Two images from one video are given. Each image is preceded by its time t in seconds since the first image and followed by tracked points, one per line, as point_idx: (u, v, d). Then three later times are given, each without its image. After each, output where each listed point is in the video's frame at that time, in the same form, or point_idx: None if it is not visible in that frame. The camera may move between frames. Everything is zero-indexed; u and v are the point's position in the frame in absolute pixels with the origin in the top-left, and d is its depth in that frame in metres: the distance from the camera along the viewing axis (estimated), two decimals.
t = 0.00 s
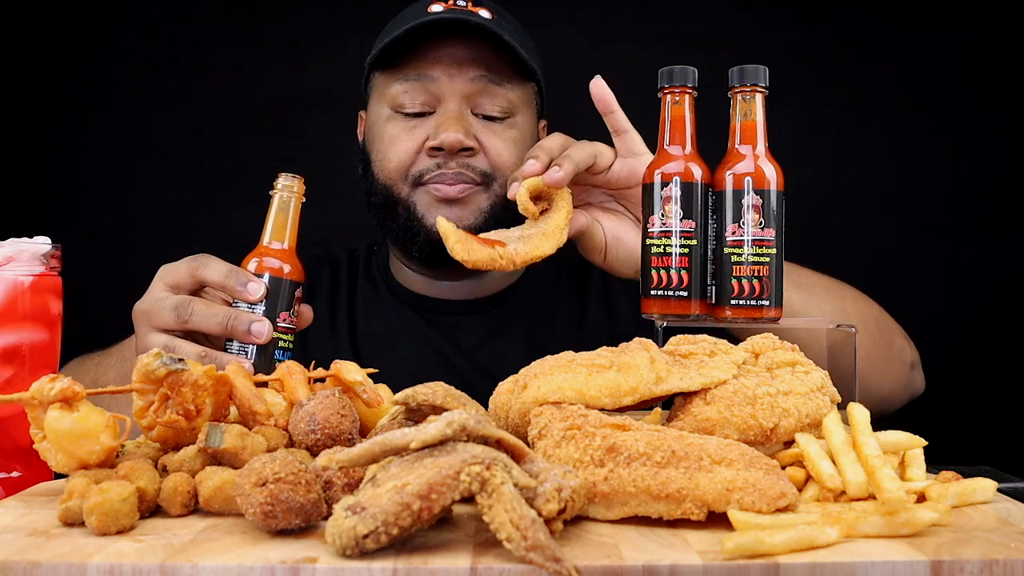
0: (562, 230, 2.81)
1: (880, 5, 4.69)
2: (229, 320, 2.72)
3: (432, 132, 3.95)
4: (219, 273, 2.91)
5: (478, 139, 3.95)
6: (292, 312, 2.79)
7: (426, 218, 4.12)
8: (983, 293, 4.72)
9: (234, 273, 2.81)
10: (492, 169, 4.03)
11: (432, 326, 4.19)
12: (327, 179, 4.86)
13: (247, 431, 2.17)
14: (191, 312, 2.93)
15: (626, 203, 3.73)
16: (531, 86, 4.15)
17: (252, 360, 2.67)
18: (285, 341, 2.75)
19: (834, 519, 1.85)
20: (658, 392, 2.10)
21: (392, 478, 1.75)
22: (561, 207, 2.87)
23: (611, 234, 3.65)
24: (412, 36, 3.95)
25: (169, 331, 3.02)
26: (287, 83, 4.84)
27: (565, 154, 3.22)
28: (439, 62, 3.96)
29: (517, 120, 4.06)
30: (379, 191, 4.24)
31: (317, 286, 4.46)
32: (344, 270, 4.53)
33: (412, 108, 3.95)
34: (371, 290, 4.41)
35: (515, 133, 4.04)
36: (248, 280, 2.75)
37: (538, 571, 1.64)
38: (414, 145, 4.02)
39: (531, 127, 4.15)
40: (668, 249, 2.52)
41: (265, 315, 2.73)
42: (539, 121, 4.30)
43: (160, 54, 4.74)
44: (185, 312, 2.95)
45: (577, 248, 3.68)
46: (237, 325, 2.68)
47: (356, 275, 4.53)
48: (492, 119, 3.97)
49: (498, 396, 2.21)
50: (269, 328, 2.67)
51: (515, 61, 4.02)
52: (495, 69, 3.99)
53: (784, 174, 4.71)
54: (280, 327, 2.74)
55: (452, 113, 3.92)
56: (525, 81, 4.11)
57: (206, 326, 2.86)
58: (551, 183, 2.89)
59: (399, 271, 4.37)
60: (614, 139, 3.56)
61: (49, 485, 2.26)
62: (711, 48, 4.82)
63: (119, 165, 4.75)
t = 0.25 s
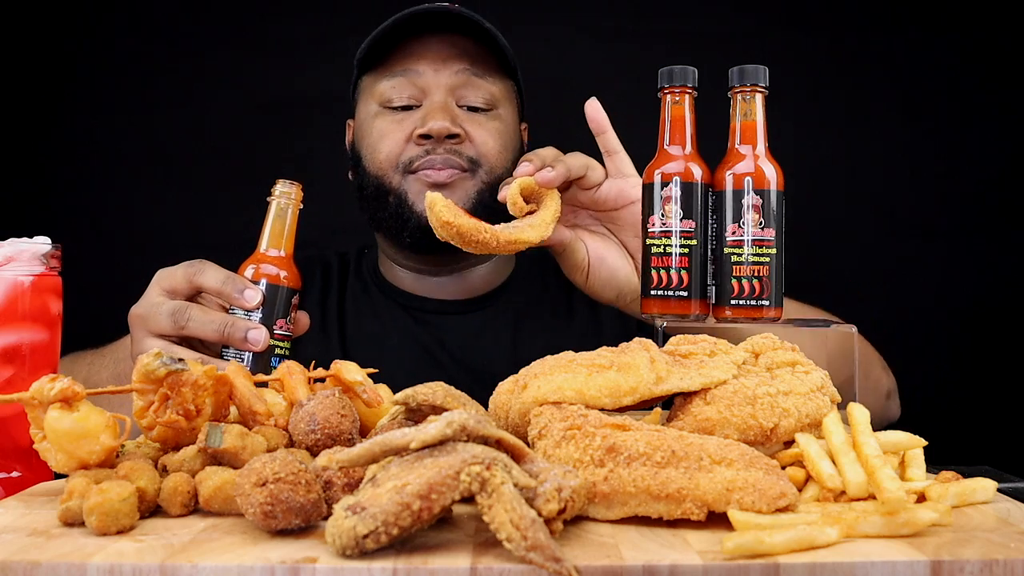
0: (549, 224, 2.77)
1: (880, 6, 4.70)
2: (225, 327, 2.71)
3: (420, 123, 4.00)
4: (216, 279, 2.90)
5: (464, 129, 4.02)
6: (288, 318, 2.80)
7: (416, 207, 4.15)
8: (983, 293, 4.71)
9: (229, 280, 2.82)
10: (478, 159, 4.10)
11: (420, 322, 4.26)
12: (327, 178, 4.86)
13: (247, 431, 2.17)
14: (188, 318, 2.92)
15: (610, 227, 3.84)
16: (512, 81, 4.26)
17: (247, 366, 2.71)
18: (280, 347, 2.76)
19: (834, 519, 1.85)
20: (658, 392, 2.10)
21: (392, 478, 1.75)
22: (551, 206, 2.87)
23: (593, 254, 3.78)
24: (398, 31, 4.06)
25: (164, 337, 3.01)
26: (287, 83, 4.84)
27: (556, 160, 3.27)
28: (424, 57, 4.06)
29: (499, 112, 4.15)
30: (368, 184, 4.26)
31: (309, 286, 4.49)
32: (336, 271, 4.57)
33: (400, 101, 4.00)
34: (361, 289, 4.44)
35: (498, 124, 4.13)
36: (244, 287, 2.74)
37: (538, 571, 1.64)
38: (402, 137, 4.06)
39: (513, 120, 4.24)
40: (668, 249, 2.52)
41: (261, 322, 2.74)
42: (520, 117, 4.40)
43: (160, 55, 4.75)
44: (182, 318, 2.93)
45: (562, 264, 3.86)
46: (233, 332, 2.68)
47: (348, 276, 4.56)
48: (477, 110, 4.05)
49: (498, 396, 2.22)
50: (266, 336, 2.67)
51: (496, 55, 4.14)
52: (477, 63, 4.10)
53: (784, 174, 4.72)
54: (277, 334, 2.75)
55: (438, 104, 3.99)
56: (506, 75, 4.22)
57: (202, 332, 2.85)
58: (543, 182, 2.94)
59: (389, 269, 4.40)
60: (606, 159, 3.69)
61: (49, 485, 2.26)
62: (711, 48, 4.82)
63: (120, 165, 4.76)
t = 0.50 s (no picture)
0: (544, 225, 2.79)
1: (880, 6, 4.70)
2: (222, 330, 2.71)
3: (413, 115, 4.00)
4: (212, 281, 2.89)
5: (457, 121, 4.03)
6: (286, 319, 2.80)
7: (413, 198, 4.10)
8: (983, 293, 4.71)
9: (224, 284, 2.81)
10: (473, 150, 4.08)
11: (414, 320, 4.26)
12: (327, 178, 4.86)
13: (248, 431, 2.17)
14: (185, 321, 2.90)
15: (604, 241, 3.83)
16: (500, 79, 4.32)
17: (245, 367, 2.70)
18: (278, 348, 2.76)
19: (834, 519, 1.85)
20: (658, 392, 2.10)
21: (392, 478, 1.75)
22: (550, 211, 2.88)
23: (583, 267, 3.72)
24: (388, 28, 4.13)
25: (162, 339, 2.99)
26: (287, 83, 4.85)
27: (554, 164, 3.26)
28: (414, 55, 4.12)
29: (490, 106, 4.17)
30: (365, 180, 4.23)
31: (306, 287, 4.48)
32: (331, 276, 4.55)
33: (393, 96, 4.03)
34: (356, 290, 4.44)
35: (489, 118, 4.15)
36: (240, 288, 2.74)
37: (538, 571, 1.64)
38: (396, 131, 4.06)
39: (503, 116, 4.27)
40: (668, 249, 2.52)
41: (258, 323, 2.73)
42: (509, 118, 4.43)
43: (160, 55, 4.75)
44: (179, 321, 2.91)
45: (547, 278, 3.77)
46: (230, 335, 2.68)
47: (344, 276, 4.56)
48: (468, 103, 4.07)
49: (498, 396, 2.22)
50: (263, 339, 2.68)
51: (483, 52, 4.21)
52: (465, 59, 4.16)
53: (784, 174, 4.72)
54: (274, 335, 2.75)
55: (430, 97, 4.02)
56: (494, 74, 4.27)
57: (199, 333, 2.84)
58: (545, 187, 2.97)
59: (382, 266, 4.39)
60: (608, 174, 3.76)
61: (49, 485, 2.26)
62: (711, 48, 4.82)
63: (120, 165, 4.76)
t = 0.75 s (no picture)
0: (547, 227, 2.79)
1: (880, 6, 4.70)
2: (221, 336, 2.71)
3: (415, 114, 4.00)
4: (213, 288, 2.88)
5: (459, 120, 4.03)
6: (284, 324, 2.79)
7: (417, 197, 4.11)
8: (983, 293, 4.71)
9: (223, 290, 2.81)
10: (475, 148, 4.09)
11: (410, 318, 4.26)
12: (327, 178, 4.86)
13: (247, 431, 2.17)
14: (184, 327, 2.87)
15: (603, 250, 3.85)
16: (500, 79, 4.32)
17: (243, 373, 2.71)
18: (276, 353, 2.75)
19: (834, 519, 1.85)
20: (658, 392, 2.09)
21: (392, 478, 1.75)
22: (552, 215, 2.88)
23: (583, 275, 3.74)
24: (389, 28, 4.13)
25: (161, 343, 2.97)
26: (287, 83, 4.85)
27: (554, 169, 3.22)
28: (415, 54, 4.13)
29: (491, 105, 4.17)
30: (368, 180, 4.24)
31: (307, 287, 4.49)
32: (331, 276, 4.55)
33: (395, 95, 4.03)
34: (356, 290, 4.44)
35: (491, 117, 4.15)
36: (238, 294, 2.75)
37: (538, 571, 1.64)
38: (399, 130, 4.06)
39: (504, 116, 4.27)
40: (668, 249, 2.52)
41: (256, 329, 2.74)
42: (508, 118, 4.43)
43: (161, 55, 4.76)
44: (177, 327, 2.88)
45: (547, 285, 3.78)
46: (229, 340, 2.67)
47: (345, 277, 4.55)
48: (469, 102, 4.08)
49: (498, 396, 2.22)
50: (261, 344, 2.66)
51: (483, 51, 4.22)
52: (465, 59, 4.17)
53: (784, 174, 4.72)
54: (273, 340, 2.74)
55: (432, 96, 4.02)
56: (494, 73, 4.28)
57: (198, 339, 2.81)
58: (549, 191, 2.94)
59: (383, 266, 4.41)
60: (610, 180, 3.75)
61: (49, 485, 2.26)
62: (711, 48, 4.82)
63: (120, 165, 4.76)
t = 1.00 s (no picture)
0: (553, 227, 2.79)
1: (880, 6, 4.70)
2: (224, 335, 2.73)
3: (418, 114, 4.00)
4: (215, 287, 2.88)
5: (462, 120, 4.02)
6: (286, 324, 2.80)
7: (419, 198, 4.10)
8: (983, 293, 4.71)
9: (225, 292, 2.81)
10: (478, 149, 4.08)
11: (412, 318, 4.27)
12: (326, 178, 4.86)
13: (247, 431, 2.17)
14: (186, 326, 2.87)
15: (604, 254, 3.86)
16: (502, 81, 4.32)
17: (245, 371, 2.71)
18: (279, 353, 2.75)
19: (834, 519, 1.85)
20: (658, 392, 2.09)
21: (392, 478, 1.75)
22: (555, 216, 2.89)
23: (586, 281, 3.76)
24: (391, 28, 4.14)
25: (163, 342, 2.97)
26: (287, 83, 4.85)
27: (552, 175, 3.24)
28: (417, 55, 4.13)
29: (493, 106, 4.17)
30: (370, 180, 4.24)
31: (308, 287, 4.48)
32: (335, 276, 4.55)
33: (397, 96, 4.03)
34: (358, 290, 4.44)
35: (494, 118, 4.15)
36: (241, 293, 2.76)
37: (538, 571, 1.64)
38: (402, 131, 4.06)
39: (507, 117, 4.26)
40: (668, 249, 2.52)
41: (258, 328, 2.75)
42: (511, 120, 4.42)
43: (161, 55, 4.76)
44: (180, 326, 2.89)
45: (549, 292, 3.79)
46: (231, 340, 2.69)
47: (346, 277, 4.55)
48: (472, 103, 4.07)
49: (498, 396, 2.21)
50: (264, 343, 2.67)
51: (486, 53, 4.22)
52: (468, 60, 4.17)
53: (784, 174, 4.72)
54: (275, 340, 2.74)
55: (435, 96, 4.02)
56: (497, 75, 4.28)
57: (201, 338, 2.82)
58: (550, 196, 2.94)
59: (386, 266, 4.42)
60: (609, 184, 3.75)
61: (49, 485, 2.26)
62: (711, 48, 4.82)
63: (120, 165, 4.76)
